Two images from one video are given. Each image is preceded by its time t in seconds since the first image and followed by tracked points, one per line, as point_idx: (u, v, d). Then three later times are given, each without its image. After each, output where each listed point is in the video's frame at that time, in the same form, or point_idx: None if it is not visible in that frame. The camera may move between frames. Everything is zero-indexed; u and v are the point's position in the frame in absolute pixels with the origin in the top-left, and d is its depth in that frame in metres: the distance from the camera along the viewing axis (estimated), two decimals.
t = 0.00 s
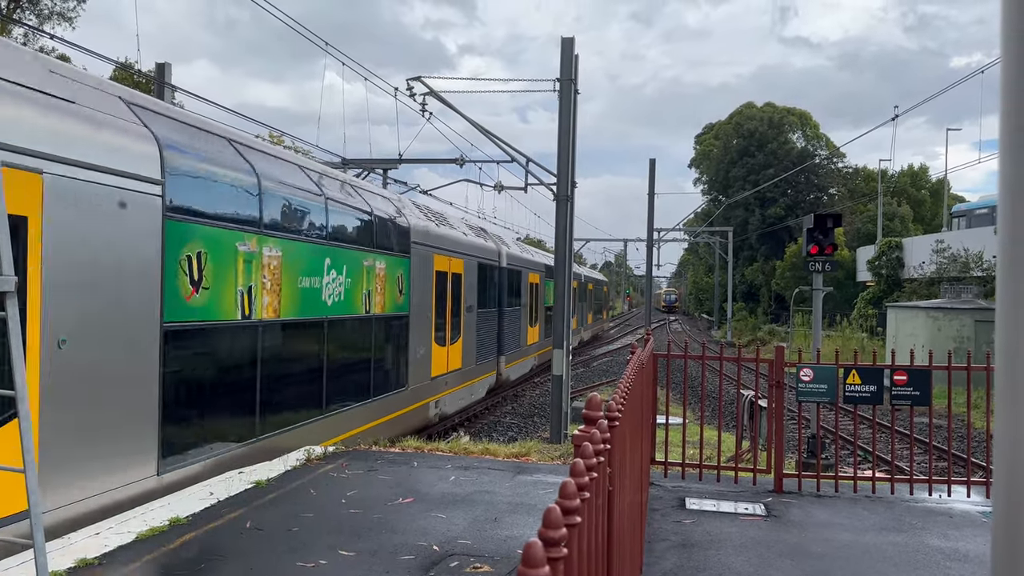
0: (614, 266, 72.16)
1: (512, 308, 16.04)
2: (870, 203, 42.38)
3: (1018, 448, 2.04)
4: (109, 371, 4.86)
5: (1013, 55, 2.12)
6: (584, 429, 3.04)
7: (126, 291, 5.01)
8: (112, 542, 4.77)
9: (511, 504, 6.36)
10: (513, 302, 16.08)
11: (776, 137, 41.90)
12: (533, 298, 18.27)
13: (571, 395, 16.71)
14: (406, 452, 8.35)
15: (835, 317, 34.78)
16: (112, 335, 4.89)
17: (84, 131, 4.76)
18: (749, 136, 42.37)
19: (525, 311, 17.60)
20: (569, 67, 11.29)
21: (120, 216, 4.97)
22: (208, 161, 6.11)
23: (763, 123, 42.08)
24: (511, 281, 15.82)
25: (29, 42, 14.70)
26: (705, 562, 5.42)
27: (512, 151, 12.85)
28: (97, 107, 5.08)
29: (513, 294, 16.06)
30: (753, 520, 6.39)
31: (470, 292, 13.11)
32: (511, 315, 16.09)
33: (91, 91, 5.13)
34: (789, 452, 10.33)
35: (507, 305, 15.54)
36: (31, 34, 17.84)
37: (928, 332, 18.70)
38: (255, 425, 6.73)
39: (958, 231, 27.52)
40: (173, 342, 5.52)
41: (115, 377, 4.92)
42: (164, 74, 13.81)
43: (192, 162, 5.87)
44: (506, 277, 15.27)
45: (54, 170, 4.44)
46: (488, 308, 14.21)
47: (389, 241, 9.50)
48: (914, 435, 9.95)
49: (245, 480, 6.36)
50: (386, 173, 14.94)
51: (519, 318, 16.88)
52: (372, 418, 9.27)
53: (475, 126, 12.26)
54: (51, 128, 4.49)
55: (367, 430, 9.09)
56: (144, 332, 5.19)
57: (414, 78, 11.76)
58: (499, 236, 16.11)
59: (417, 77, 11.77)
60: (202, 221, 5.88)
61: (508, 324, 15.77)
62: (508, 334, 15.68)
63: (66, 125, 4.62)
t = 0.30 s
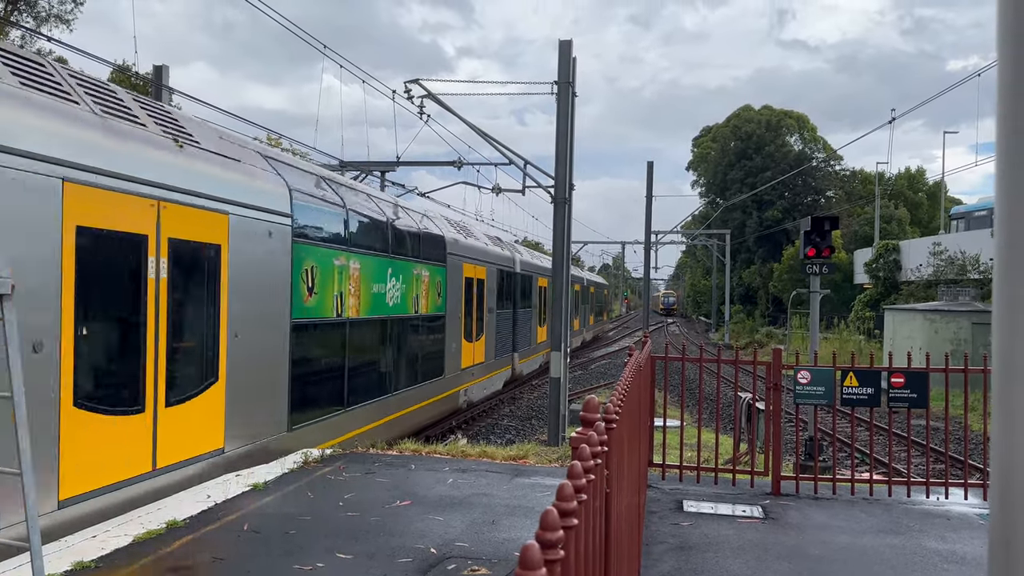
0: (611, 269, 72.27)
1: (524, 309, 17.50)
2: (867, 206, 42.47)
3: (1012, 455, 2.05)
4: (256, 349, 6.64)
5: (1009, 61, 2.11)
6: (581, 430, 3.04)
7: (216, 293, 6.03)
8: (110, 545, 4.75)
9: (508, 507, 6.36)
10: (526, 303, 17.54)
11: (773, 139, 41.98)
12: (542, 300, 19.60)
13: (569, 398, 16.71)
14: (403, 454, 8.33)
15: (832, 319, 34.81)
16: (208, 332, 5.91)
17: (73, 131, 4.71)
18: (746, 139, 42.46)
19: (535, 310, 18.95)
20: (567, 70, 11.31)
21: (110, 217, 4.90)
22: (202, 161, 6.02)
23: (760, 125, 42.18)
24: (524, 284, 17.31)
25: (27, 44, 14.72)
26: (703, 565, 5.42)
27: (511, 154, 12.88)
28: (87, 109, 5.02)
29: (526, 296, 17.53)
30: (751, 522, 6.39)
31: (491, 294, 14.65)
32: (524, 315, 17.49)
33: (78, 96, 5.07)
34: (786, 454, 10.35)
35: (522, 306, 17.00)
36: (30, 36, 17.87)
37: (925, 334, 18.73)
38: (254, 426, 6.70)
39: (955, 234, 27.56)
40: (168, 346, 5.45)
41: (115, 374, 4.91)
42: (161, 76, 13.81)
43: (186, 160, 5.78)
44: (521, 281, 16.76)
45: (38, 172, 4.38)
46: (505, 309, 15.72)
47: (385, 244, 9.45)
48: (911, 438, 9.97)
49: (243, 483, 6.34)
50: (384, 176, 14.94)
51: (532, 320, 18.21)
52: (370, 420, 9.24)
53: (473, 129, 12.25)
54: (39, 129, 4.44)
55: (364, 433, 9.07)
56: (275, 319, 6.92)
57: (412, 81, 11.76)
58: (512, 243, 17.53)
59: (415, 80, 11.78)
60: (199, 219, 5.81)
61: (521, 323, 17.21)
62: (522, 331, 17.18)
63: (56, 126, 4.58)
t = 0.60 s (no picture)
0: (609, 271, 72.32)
1: (535, 309, 19.01)
2: (864, 208, 42.55)
3: (1006, 459, 2.07)
4: (345, 346, 8.50)
5: (1002, 67, 2.10)
6: (578, 434, 3.02)
7: (211, 299, 6.01)
8: (106, 548, 4.75)
9: (506, 510, 6.35)
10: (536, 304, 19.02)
11: (771, 142, 42.03)
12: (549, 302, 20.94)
13: (567, 400, 16.72)
14: (401, 457, 8.32)
15: (830, 322, 34.83)
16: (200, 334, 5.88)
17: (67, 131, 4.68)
18: (744, 141, 42.51)
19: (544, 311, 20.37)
20: (565, 73, 11.31)
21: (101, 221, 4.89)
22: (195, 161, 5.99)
23: (757, 128, 42.23)
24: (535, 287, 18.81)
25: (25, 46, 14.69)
26: (700, 567, 5.42)
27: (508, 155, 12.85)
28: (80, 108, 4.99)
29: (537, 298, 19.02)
30: (749, 524, 6.39)
31: (507, 297, 16.26)
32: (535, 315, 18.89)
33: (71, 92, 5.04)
34: (784, 456, 10.38)
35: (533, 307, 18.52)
36: (26, 39, 17.82)
37: (923, 337, 18.75)
38: (251, 429, 6.68)
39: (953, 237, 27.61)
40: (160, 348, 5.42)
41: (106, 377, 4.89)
42: (159, 78, 13.81)
43: (179, 161, 5.75)
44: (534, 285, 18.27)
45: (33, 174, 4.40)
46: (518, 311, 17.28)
47: (381, 245, 9.40)
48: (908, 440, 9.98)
49: (240, 486, 6.33)
50: (381, 178, 14.93)
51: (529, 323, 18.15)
52: (367, 422, 9.22)
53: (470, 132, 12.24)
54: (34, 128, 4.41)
55: (361, 435, 9.04)
56: (357, 322, 8.81)
57: (409, 83, 11.76)
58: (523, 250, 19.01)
59: (413, 82, 11.77)
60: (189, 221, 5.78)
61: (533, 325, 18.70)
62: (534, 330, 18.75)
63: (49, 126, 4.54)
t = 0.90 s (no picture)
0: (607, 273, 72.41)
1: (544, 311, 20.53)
2: (862, 211, 42.63)
3: (1003, 461, 2.07)
4: (398, 341, 10.13)
5: (997, 72, 2.11)
6: (575, 436, 3.02)
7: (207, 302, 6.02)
8: (103, 551, 4.74)
9: (504, 512, 6.35)
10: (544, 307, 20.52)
11: (768, 145, 42.08)
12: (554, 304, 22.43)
13: (565, 403, 16.73)
14: (399, 460, 8.32)
15: (828, 324, 34.88)
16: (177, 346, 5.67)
17: (58, 129, 4.66)
18: (742, 144, 42.57)
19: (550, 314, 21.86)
20: (563, 75, 11.34)
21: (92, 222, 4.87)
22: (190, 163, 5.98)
23: (755, 131, 42.29)
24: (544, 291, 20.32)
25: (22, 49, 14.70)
26: (697, 570, 5.42)
27: (506, 158, 12.88)
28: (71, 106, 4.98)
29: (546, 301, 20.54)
30: (747, 527, 6.40)
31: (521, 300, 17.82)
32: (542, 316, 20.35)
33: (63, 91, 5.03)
34: (782, 458, 10.39)
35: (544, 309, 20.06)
36: (25, 42, 17.87)
37: (920, 339, 18.79)
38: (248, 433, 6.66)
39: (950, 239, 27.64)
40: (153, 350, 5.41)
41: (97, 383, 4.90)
42: (158, 81, 13.83)
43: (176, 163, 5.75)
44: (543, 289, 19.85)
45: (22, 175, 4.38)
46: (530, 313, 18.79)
47: (378, 246, 9.39)
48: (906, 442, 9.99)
49: (237, 489, 6.32)
50: (380, 181, 14.94)
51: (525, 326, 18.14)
52: (366, 424, 9.24)
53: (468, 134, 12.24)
54: (24, 127, 4.39)
55: (359, 437, 9.06)
56: (410, 321, 10.48)
57: (407, 86, 11.81)
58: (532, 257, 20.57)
59: (411, 85, 11.79)
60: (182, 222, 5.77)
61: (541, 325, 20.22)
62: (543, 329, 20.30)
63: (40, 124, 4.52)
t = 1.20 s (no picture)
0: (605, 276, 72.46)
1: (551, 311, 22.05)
2: (860, 214, 42.71)
3: (998, 460, 2.08)
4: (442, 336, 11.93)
5: (990, 73, 2.11)
6: (573, 440, 3.01)
7: (207, 305, 6.01)
8: (99, 555, 4.72)
9: (502, 515, 6.35)
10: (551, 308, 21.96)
11: (766, 148, 42.13)
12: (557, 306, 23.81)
13: (563, 406, 16.72)
14: (397, 463, 8.31)
15: (826, 328, 34.92)
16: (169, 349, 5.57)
17: (53, 135, 4.63)
18: (740, 147, 42.62)
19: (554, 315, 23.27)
20: (561, 79, 11.35)
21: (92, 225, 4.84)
22: (187, 164, 5.93)
23: (753, 134, 42.34)
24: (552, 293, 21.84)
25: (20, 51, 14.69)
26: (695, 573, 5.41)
27: (504, 162, 12.99)
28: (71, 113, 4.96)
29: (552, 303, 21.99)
30: (745, 530, 6.39)
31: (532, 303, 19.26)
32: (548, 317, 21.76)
33: (59, 98, 5.00)
34: (780, 461, 10.40)
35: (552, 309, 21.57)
36: (23, 43, 17.85)
37: (918, 342, 18.81)
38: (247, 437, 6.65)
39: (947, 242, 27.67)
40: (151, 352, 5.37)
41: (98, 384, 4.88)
42: (155, 84, 13.82)
43: (169, 162, 5.68)
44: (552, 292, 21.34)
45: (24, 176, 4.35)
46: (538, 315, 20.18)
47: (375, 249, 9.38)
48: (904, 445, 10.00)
49: (234, 492, 6.31)
50: (378, 183, 14.94)
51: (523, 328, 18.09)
52: (364, 427, 9.23)
53: (466, 137, 12.26)
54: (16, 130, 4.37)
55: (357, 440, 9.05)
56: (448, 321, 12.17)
57: (405, 89, 11.86)
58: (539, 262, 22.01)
59: (409, 88, 11.81)
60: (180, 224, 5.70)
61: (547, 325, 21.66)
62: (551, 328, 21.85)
63: (34, 129, 4.50)
